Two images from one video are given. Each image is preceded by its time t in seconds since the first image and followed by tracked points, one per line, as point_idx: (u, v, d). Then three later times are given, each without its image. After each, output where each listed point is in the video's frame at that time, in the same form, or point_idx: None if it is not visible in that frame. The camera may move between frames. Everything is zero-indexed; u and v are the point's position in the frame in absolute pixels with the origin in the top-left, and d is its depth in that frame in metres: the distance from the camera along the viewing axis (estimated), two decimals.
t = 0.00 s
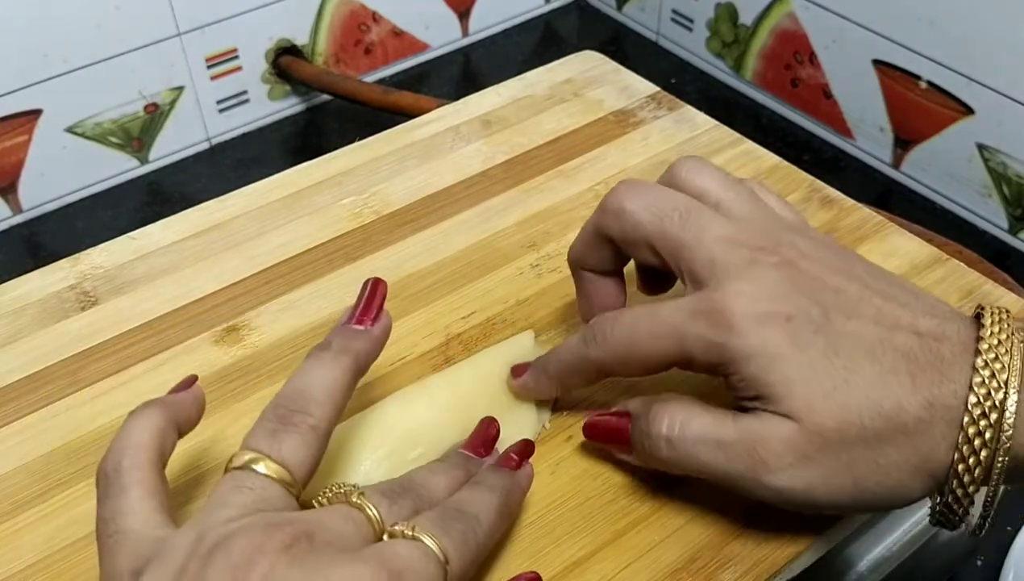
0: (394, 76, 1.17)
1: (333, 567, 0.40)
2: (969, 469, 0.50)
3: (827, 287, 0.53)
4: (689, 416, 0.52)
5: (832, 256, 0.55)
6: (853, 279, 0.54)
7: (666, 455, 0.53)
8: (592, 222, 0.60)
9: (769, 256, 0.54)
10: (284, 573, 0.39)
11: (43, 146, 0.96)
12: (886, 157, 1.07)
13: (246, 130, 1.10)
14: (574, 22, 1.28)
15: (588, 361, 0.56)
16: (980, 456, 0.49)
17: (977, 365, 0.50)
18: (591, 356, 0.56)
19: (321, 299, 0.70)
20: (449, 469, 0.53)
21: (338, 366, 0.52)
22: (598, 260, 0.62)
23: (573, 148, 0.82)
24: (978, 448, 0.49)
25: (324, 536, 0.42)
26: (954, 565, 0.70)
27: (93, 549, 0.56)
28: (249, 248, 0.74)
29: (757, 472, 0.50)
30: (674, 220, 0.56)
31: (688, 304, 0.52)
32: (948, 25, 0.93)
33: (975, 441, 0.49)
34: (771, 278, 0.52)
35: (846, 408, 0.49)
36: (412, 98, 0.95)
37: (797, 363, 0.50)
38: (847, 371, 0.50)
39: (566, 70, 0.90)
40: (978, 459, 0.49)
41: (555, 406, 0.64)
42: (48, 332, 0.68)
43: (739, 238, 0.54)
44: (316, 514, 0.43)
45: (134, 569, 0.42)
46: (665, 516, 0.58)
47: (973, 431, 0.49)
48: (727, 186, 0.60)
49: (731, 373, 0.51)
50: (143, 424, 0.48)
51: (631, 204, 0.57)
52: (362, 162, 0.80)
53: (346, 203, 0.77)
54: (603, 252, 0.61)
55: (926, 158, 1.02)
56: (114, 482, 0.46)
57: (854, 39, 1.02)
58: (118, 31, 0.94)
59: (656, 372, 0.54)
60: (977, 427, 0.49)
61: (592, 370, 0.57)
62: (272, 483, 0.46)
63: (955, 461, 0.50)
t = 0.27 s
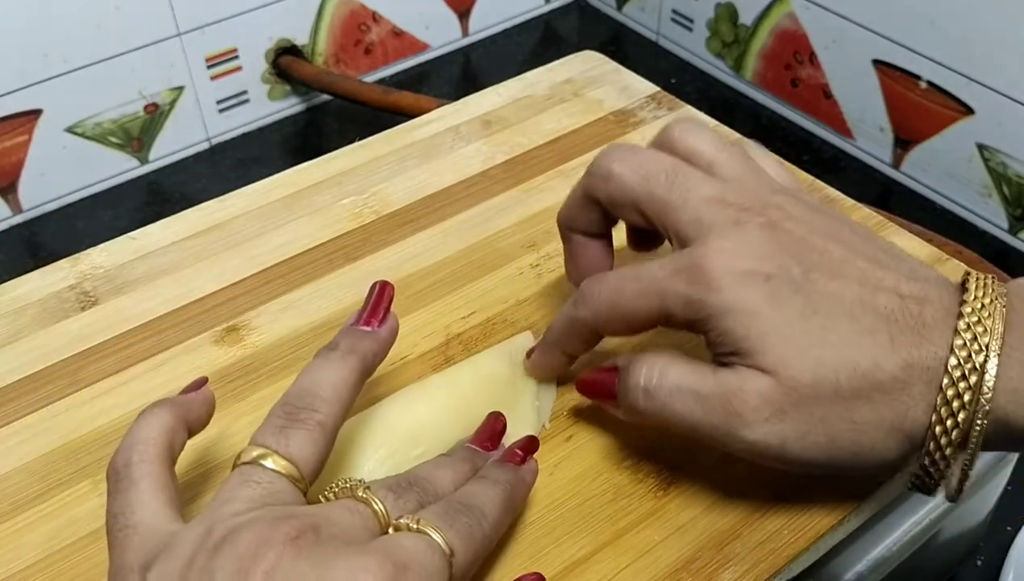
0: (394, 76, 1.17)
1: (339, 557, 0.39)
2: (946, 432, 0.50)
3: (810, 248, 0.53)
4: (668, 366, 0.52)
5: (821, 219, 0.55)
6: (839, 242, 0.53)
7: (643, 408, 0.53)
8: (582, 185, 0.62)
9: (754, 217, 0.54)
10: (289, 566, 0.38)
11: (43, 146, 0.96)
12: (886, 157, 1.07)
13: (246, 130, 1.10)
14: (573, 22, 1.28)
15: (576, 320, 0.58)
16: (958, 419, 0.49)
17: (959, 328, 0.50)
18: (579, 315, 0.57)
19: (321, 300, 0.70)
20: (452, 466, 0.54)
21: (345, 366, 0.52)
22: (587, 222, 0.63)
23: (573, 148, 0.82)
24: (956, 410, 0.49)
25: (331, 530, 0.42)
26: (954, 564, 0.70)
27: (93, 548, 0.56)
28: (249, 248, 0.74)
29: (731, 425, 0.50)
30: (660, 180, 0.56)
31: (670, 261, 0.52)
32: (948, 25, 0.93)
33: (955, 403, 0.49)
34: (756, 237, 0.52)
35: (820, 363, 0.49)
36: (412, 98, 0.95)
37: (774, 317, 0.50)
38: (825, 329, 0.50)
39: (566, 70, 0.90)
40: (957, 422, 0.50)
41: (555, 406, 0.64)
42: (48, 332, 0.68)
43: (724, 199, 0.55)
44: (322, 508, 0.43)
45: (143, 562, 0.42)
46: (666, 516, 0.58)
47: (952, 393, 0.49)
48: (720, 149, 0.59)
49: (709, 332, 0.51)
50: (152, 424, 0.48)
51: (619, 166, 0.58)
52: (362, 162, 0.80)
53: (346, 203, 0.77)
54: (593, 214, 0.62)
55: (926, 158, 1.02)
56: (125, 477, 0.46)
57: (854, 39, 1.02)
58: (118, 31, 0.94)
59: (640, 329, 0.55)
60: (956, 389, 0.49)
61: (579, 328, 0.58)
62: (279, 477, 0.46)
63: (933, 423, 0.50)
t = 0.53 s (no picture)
0: (394, 76, 1.17)
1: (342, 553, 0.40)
2: (933, 424, 0.50)
3: (801, 239, 0.52)
4: (658, 355, 0.52)
5: (813, 210, 0.55)
6: (831, 233, 0.54)
7: (633, 396, 0.53)
8: (579, 174, 0.61)
9: (746, 207, 0.54)
10: (289, 565, 0.38)
11: (43, 146, 0.96)
12: (886, 157, 1.07)
13: (246, 130, 1.10)
14: (573, 22, 1.28)
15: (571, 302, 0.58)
16: (946, 411, 0.50)
17: (947, 320, 0.50)
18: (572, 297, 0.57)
19: (320, 300, 0.70)
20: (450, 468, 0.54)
21: (346, 370, 0.53)
22: (583, 212, 0.63)
23: (573, 148, 0.82)
24: (944, 402, 0.49)
25: (332, 530, 0.42)
26: (954, 564, 0.70)
27: (93, 548, 0.56)
28: (249, 248, 0.74)
29: (719, 414, 0.50)
30: (654, 169, 0.56)
31: (662, 249, 0.52)
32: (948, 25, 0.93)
33: (942, 395, 0.49)
34: (748, 227, 0.52)
35: (808, 354, 0.49)
36: (412, 98, 0.95)
37: (764, 307, 0.50)
38: (814, 319, 0.50)
39: (566, 70, 0.90)
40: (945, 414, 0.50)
41: (555, 406, 0.64)
42: (48, 332, 0.68)
43: (716, 188, 0.55)
44: (323, 508, 0.43)
45: (146, 564, 0.42)
46: (665, 517, 0.58)
47: (939, 385, 0.49)
48: (716, 138, 0.59)
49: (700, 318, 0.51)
50: (155, 426, 0.48)
51: (614, 154, 0.58)
52: (362, 162, 0.80)
53: (346, 203, 0.77)
54: (588, 204, 0.62)
55: (926, 158, 1.02)
56: (127, 479, 0.46)
57: (854, 39, 1.02)
58: (118, 31, 0.94)
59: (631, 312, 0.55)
60: (943, 381, 0.49)
61: (575, 313, 0.58)
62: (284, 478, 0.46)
63: (920, 415, 0.50)
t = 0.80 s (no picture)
0: (394, 76, 1.17)
1: (223, 574, 0.34)
2: (966, 433, 0.48)
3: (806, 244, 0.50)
4: (673, 386, 0.47)
5: (807, 212, 0.52)
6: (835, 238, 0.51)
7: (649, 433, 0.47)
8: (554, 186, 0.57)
9: (745, 210, 0.50)
10: None
11: (43, 146, 0.96)
12: (886, 157, 1.07)
13: (246, 130, 1.10)
14: (573, 22, 1.28)
15: (558, 343, 0.50)
16: (980, 418, 0.48)
17: (972, 324, 0.49)
18: (560, 339, 0.50)
19: (320, 300, 0.70)
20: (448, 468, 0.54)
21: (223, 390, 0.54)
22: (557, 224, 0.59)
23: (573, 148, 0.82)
24: (978, 408, 0.48)
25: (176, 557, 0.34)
26: (954, 564, 0.70)
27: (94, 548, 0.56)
28: (249, 248, 0.74)
29: (752, 448, 0.46)
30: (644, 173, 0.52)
31: (665, 272, 0.48)
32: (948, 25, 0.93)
33: (976, 401, 0.48)
34: (750, 238, 0.49)
35: (841, 371, 0.46)
36: (412, 98, 0.95)
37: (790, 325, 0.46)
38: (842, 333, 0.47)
39: (566, 70, 0.90)
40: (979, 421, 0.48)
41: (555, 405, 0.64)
42: (48, 332, 0.68)
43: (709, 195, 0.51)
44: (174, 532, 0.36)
45: None
46: (666, 516, 0.58)
47: (973, 390, 0.48)
48: (695, 139, 0.56)
49: (712, 344, 0.48)
50: (57, 475, 0.45)
51: (596, 161, 0.54)
52: (362, 162, 0.80)
53: (346, 203, 0.77)
54: (565, 216, 0.58)
55: (926, 158, 1.02)
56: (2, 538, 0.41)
57: (854, 39, 1.02)
58: (117, 32, 0.94)
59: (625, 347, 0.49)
60: (976, 385, 0.48)
61: (562, 362, 0.51)
62: (206, 512, 0.42)
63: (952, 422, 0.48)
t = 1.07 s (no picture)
0: (394, 76, 1.17)
1: None
2: (924, 460, 0.47)
3: (752, 287, 0.48)
4: (631, 440, 0.46)
5: (748, 251, 0.50)
6: (775, 273, 0.49)
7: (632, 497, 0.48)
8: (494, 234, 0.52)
9: (688, 262, 0.48)
10: None
11: (43, 146, 0.96)
12: (886, 157, 1.07)
13: (246, 130, 1.10)
14: (573, 22, 1.28)
15: (507, 409, 0.49)
16: (935, 445, 0.47)
17: (920, 348, 0.47)
18: (510, 405, 0.48)
19: (320, 301, 0.70)
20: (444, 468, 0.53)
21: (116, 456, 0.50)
22: (504, 276, 0.54)
23: (573, 148, 0.82)
24: (932, 436, 0.46)
25: None
26: (954, 563, 0.69)
27: (95, 548, 0.56)
28: (248, 248, 0.74)
29: (714, 495, 0.45)
30: (586, 226, 0.48)
31: (609, 330, 0.45)
32: (948, 26, 0.93)
33: (930, 430, 0.46)
34: (694, 288, 0.46)
35: (795, 416, 0.45)
36: (412, 98, 0.95)
37: (740, 374, 0.45)
38: (791, 376, 0.45)
39: (566, 70, 0.90)
40: (935, 448, 0.47)
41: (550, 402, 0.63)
42: (48, 332, 0.68)
43: (652, 242, 0.48)
44: None
45: None
46: (666, 515, 0.58)
47: (926, 420, 0.46)
48: (634, 178, 0.53)
49: (664, 399, 0.46)
50: None
51: (536, 212, 0.49)
52: (362, 162, 0.80)
53: (346, 203, 0.77)
54: (511, 268, 0.54)
55: (926, 158, 1.02)
56: None
57: (854, 39, 1.02)
58: (118, 32, 0.94)
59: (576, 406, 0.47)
60: (929, 416, 0.46)
61: (512, 423, 0.49)
62: None
63: (909, 451, 0.47)
